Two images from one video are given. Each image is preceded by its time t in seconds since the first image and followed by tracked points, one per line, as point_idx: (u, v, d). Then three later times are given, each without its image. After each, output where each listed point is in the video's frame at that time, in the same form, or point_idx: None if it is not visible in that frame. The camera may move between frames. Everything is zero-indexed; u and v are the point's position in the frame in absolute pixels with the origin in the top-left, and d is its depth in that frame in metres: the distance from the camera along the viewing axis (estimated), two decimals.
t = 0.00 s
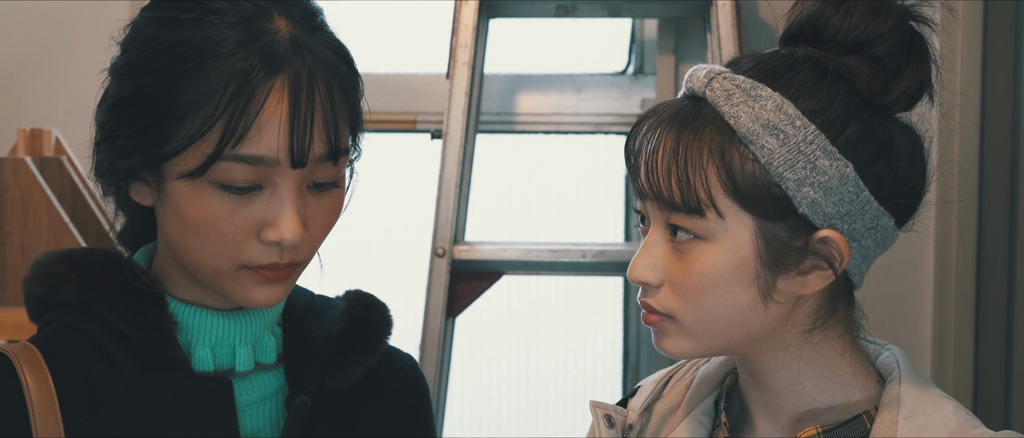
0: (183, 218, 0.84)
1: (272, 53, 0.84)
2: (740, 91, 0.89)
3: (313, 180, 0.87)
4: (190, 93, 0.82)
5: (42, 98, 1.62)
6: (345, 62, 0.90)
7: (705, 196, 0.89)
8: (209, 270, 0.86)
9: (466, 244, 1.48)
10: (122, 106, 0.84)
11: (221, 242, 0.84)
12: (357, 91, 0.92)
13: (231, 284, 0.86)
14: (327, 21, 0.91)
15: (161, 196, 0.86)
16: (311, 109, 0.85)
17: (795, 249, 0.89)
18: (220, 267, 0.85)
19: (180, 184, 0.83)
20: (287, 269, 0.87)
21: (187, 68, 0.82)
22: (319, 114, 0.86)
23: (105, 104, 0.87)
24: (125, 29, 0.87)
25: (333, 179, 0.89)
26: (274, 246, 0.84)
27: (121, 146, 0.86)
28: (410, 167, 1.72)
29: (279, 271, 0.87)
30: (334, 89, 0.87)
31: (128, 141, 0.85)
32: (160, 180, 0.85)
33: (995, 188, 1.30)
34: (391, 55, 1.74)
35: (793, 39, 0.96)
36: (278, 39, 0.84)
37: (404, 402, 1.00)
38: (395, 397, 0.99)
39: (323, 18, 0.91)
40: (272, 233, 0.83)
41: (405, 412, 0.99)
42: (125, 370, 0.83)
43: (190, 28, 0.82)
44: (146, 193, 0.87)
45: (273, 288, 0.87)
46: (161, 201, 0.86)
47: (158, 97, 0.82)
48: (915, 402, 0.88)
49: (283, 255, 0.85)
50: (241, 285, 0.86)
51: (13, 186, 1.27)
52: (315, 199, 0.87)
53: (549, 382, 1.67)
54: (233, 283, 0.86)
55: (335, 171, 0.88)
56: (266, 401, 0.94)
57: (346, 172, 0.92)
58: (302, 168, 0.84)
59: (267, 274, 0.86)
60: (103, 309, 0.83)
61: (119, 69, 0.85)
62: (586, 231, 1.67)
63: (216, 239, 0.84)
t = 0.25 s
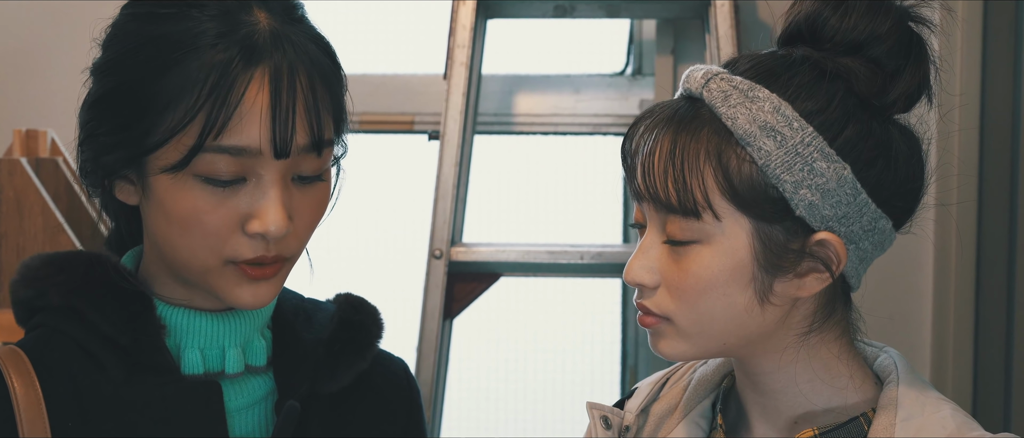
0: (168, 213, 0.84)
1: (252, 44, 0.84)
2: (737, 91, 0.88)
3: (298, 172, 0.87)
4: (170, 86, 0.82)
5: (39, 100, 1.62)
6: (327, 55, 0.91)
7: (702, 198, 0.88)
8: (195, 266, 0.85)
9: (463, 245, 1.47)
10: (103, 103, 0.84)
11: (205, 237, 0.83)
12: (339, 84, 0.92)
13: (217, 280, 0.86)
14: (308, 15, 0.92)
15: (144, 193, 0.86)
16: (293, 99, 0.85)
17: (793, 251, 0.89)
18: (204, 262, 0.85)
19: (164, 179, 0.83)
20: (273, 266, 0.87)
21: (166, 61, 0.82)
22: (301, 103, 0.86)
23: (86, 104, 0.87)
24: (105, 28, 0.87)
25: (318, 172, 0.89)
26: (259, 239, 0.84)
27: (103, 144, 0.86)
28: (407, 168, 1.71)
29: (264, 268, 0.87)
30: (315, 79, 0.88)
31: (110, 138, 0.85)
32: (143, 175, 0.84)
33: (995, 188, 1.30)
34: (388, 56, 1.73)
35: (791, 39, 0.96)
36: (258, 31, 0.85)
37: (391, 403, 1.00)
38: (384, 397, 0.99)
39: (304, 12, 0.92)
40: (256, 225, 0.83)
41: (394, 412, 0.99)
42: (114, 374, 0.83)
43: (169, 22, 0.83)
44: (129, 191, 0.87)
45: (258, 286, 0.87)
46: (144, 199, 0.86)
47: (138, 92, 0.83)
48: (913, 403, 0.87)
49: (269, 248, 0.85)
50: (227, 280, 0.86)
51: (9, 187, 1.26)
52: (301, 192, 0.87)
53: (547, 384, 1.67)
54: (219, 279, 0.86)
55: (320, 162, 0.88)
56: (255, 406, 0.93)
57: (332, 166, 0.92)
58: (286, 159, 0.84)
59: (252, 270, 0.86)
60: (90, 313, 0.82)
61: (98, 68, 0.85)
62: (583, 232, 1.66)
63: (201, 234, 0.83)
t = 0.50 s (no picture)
0: (164, 198, 0.83)
1: (240, 19, 0.84)
2: (738, 90, 0.88)
3: (293, 148, 0.86)
4: (159, 66, 0.82)
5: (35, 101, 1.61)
6: (317, 33, 0.91)
7: (702, 197, 0.88)
8: (193, 251, 0.84)
9: (460, 245, 1.47)
10: (94, 89, 0.84)
11: (203, 218, 0.82)
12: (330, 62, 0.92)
13: (215, 265, 0.84)
14: None
15: (138, 178, 0.85)
16: (284, 70, 0.84)
17: (792, 251, 0.89)
18: (202, 245, 0.83)
19: (157, 160, 0.83)
20: (272, 249, 0.86)
21: (154, 42, 0.82)
22: (293, 76, 0.85)
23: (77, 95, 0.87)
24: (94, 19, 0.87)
25: (314, 149, 0.88)
26: (258, 215, 0.83)
27: (96, 130, 0.85)
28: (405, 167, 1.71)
29: (263, 251, 0.85)
30: (306, 53, 0.87)
31: (103, 124, 0.85)
32: (136, 158, 0.84)
33: (996, 187, 1.29)
34: (386, 55, 1.72)
35: (790, 38, 0.95)
36: (246, 8, 0.85)
37: (385, 400, 0.99)
38: (377, 393, 0.99)
39: None
40: (254, 200, 0.81)
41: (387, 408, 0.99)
42: (108, 378, 0.82)
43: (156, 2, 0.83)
44: (123, 179, 0.87)
45: (256, 269, 0.85)
46: (139, 187, 0.85)
47: (127, 76, 0.82)
48: (909, 403, 0.87)
49: (269, 226, 0.84)
50: (225, 264, 0.84)
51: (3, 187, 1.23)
52: (298, 170, 0.86)
53: (544, 384, 1.66)
54: (217, 263, 0.84)
55: (315, 136, 0.87)
56: (249, 409, 0.93)
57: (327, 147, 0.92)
58: (281, 129, 0.83)
59: (251, 252, 0.84)
60: (84, 315, 0.81)
61: (87, 59, 0.85)
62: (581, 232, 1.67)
63: (200, 215, 0.82)
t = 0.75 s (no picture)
0: (164, 207, 0.83)
1: (240, 29, 0.83)
2: (734, 93, 0.88)
3: (291, 157, 0.86)
4: (159, 75, 0.81)
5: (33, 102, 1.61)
6: (313, 40, 0.90)
7: (699, 201, 0.88)
8: (191, 260, 0.84)
9: (459, 245, 1.46)
10: (90, 96, 0.83)
11: (202, 227, 0.82)
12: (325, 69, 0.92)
13: (214, 272, 0.85)
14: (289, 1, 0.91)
15: (136, 186, 0.84)
16: (285, 79, 0.84)
17: (791, 254, 0.89)
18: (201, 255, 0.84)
19: (156, 170, 0.82)
20: (269, 256, 0.87)
21: (153, 52, 0.81)
22: (292, 86, 0.85)
23: (70, 100, 0.86)
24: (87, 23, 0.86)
25: (310, 158, 0.88)
26: (257, 225, 0.83)
27: (92, 137, 0.84)
28: (404, 168, 1.71)
29: (261, 259, 0.86)
30: (304, 63, 0.87)
31: (99, 131, 0.84)
32: (134, 167, 0.83)
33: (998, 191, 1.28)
34: (385, 56, 1.72)
35: (784, 39, 0.95)
36: (245, 17, 0.84)
37: (378, 402, 0.99)
38: (371, 394, 0.99)
39: None
40: (252, 210, 0.81)
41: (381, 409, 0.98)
42: (103, 379, 0.82)
43: (156, 10, 0.82)
44: (119, 186, 0.86)
45: (254, 280, 0.86)
46: (136, 195, 0.85)
47: (125, 85, 0.82)
48: (908, 405, 0.86)
49: (267, 234, 0.84)
50: (224, 272, 0.85)
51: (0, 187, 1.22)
52: (296, 178, 0.86)
53: (543, 385, 1.66)
54: (215, 271, 0.85)
55: (311, 145, 0.87)
56: (244, 409, 0.94)
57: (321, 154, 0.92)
58: (280, 140, 0.83)
59: (248, 261, 0.85)
60: (79, 316, 0.81)
61: (81, 64, 0.84)
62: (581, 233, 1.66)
63: (199, 224, 0.82)
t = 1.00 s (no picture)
0: (223, 197, 0.88)
1: (279, 26, 0.91)
2: (730, 93, 0.88)
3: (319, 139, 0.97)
4: (213, 73, 0.86)
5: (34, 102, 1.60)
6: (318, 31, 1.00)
7: (696, 202, 0.88)
8: (250, 246, 0.90)
9: (459, 245, 1.45)
10: (128, 104, 0.85)
11: (262, 213, 0.89)
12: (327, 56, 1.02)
13: (270, 257, 0.91)
14: None
15: (183, 187, 0.89)
16: (320, 70, 0.94)
17: (790, 254, 0.88)
18: (252, 245, 0.90)
19: (219, 162, 0.88)
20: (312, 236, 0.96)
21: (205, 50, 0.86)
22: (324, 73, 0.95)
23: (97, 107, 0.87)
24: (102, 30, 0.86)
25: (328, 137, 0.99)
26: (309, 210, 0.93)
27: (131, 144, 0.87)
28: (404, 168, 1.70)
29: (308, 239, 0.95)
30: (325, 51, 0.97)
31: (136, 137, 0.86)
32: (190, 166, 0.88)
33: (1000, 192, 1.26)
34: (384, 55, 1.71)
35: (780, 36, 0.94)
36: (276, 12, 0.92)
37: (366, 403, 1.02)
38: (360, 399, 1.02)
39: None
40: (309, 196, 0.91)
41: (369, 410, 1.02)
42: (98, 394, 0.85)
43: (197, 15, 0.86)
44: (154, 189, 0.90)
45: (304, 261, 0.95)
46: (186, 192, 0.89)
47: (177, 85, 0.85)
48: (909, 407, 0.85)
49: (316, 215, 0.94)
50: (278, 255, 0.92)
51: None
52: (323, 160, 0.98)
53: (543, 385, 1.65)
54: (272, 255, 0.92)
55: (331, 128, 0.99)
56: (241, 415, 0.97)
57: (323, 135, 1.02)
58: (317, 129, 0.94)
59: (297, 245, 0.94)
60: (72, 332, 0.84)
61: (114, 71, 0.85)
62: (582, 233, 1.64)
63: (262, 212, 0.89)
